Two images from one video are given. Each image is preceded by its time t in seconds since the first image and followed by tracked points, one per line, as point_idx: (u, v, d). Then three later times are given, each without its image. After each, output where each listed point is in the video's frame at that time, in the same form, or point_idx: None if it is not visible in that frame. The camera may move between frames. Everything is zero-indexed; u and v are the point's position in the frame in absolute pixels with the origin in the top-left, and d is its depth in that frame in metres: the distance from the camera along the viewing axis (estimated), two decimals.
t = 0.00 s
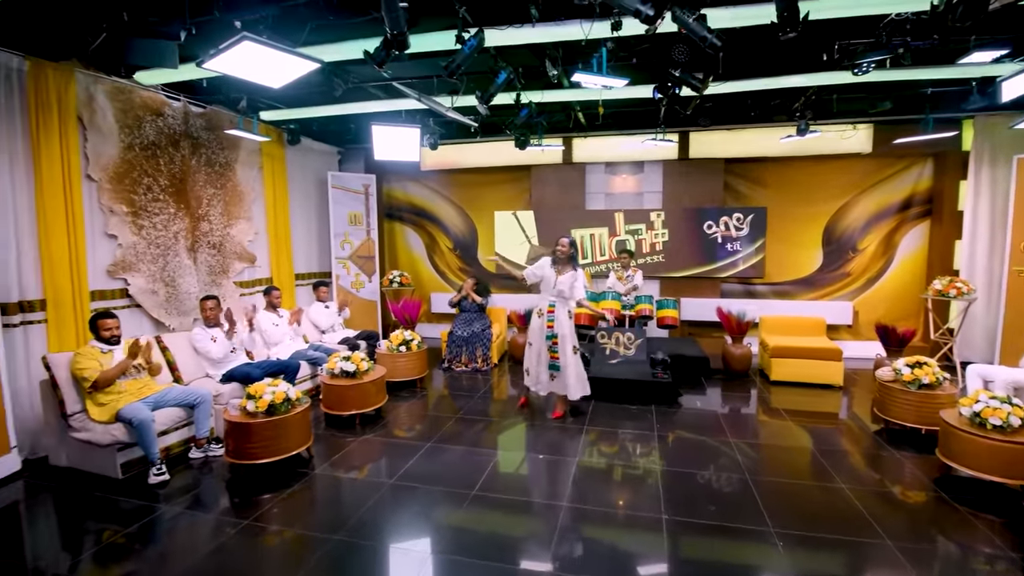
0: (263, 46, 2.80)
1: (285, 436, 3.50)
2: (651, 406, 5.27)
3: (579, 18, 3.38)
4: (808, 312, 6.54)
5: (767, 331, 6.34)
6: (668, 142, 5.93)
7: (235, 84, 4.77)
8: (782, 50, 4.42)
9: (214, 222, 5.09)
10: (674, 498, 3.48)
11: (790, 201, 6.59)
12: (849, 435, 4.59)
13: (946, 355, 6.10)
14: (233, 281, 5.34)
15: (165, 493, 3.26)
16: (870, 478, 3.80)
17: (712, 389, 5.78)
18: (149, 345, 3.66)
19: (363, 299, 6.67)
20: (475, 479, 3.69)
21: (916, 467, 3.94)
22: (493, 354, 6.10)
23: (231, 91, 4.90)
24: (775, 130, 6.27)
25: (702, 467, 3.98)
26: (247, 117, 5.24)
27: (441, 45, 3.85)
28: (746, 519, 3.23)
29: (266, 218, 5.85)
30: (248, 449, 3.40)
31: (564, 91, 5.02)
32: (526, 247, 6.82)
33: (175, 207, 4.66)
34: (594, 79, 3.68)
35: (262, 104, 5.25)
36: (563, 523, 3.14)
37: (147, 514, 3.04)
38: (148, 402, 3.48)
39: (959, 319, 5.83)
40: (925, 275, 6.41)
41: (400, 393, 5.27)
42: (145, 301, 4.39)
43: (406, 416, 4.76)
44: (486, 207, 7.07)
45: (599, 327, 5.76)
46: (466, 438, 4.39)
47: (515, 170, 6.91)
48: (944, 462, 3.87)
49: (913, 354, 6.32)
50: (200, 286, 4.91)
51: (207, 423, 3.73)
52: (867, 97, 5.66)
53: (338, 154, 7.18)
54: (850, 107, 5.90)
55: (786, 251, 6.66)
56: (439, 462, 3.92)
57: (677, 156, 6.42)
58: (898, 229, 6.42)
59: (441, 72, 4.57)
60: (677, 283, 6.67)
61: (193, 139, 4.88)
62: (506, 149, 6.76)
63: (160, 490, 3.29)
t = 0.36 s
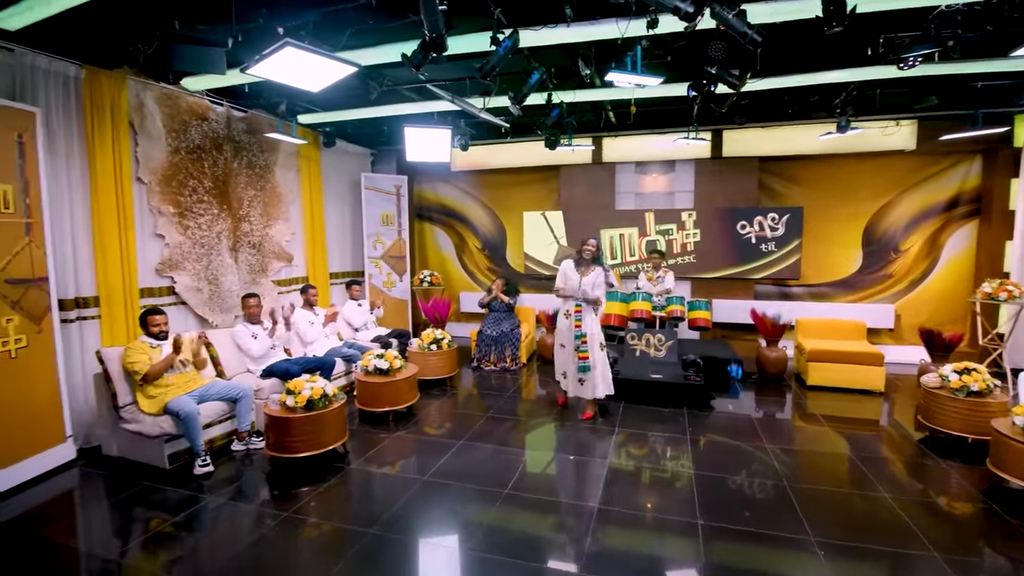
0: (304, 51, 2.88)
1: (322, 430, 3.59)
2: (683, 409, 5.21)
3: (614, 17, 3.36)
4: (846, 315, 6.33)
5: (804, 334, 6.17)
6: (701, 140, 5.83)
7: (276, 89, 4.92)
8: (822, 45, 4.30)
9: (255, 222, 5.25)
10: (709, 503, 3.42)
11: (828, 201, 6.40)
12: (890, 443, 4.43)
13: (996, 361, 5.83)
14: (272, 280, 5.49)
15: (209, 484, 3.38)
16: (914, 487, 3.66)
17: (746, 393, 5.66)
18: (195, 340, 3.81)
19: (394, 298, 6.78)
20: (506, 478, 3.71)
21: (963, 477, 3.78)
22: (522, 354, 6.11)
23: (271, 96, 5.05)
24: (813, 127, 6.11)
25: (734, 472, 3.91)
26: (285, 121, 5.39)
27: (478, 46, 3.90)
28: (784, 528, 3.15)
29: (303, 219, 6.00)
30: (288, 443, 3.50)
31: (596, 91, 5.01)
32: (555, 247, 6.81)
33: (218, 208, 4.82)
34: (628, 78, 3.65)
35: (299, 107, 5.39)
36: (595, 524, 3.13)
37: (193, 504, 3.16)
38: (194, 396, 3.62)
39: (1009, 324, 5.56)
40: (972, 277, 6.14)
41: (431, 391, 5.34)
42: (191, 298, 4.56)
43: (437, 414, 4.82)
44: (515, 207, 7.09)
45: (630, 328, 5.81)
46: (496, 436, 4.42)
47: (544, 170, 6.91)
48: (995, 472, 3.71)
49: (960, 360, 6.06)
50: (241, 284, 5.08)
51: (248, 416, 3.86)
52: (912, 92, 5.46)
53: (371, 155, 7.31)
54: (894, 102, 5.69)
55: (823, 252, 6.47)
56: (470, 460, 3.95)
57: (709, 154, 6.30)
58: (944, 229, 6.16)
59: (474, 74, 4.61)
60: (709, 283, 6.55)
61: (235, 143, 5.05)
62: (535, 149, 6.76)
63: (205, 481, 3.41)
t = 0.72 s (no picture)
0: (334, 54, 2.93)
1: (347, 427, 3.65)
2: (705, 411, 5.16)
3: (639, 15, 3.35)
4: (875, 318, 6.18)
5: (830, 337, 6.04)
6: (725, 140, 5.75)
7: (305, 91, 5.00)
8: (853, 40, 4.21)
9: (281, 222, 5.35)
10: (734, 508, 3.38)
11: (856, 201, 6.25)
12: (920, 450, 4.32)
13: None
14: (297, 278, 5.59)
15: (237, 478, 3.46)
16: (945, 495, 3.57)
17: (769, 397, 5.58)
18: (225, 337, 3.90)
19: (416, 297, 6.84)
20: (527, 477, 3.72)
21: (998, 486, 3.67)
22: (542, 354, 6.11)
23: (299, 98, 5.15)
24: (841, 126, 5.97)
25: (757, 476, 3.85)
26: (312, 122, 5.49)
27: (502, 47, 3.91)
28: (811, 534, 3.09)
29: (327, 219, 6.09)
30: (313, 439, 3.56)
31: (619, 91, 5.00)
32: (575, 247, 6.79)
33: (247, 208, 4.93)
34: (654, 77, 3.63)
35: (326, 109, 5.48)
36: (615, 526, 3.12)
37: (221, 497, 3.24)
38: (224, 391, 3.71)
39: None
40: (1008, 280, 5.94)
41: (451, 389, 5.38)
42: (220, 295, 4.67)
43: (457, 413, 4.85)
44: (535, 207, 7.09)
45: (650, 329, 5.73)
46: (515, 436, 4.44)
47: (565, 170, 6.90)
48: None
49: (994, 365, 5.87)
50: (268, 283, 5.18)
51: (275, 412, 3.94)
52: (946, 89, 5.31)
53: (394, 156, 7.38)
54: (926, 100, 5.54)
55: (851, 253, 6.33)
56: (490, 458, 3.99)
57: (733, 154, 6.21)
58: (979, 231, 5.98)
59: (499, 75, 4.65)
60: (732, 285, 6.45)
61: (264, 144, 5.15)
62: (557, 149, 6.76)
63: (233, 475, 3.49)
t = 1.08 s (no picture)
0: (334, 54, 2.93)
1: (347, 426, 3.66)
2: (706, 411, 5.16)
3: (640, 14, 3.34)
4: (875, 317, 6.18)
5: (831, 336, 6.04)
6: (725, 139, 5.74)
7: (307, 91, 5.00)
8: (854, 38, 4.20)
9: (282, 222, 5.35)
10: (736, 507, 3.38)
11: (857, 200, 6.25)
12: (919, 449, 4.32)
13: None
14: (298, 278, 5.58)
15: (237, 478, 3.46)
16: (945, 494, 3.58)
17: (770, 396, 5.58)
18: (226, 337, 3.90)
19: (416, 297, 6.84)
20: (528, 477, 3.72)
21: (998, 485, 3.68)
22: (542, 353, 6.10)
23: (299, 97, 5.16)
24: (842, 125, 5.96)
25: (756, 476, 3.85)
26: (313, 122, 5.50)
27: (502, 46, 3.89)
28: (813, 534, 3.09)
29: (328, 219, 6.08)
30: (313, 438, 3.57)
31: (621, 90, 5.01)
32: (576, 247, 6.78)
33: (248, 207, 4.93)
34: (655, 76, 3.62)
35: (326, 108, 5.47)
36: (615, 525, 3.13)
37: (222, 497, 3.24)
38: (225, 391, 3.71)
39: None
40: (1009, 280, 5.94)
41: (452, 389, 5.37)
42: (221, 295, 4.67)
43: (458, 412, 4.85)
44: (536, 206, 7.09)
45: (651, 329, 5.71)
46: (515, 435, 4.43)
47: (566, 169, 6.90)
48: None
49: (995, 365, 5.88)
50: (269, 282, 5.18)
51: (275, 412, 3.94)
52: (947, 88, 5.30)
53: (394, 156, 7.38)
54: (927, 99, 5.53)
55: (852, 252, 6.32)
56: (491, 458, 3.99)
57: (734, 153, 6.20)
58: (979, 230, 5.98)
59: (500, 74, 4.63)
60: (733, 284, 6.45)
61: (265, 144, 5.15)
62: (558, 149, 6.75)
63: (233, 475, 3.50)
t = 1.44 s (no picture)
0: (317, 51, 2.89)
1: (332, 428, 3.63)
2: (691, 408, 5.20)
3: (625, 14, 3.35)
4: (857, 314, 6.28)
5: (814, 333, 6.12)
6: (711, 139, 5.78)
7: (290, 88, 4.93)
8: (835, 38, 4.27)
9: (266, 221, 5.28)
10: (720, 503, 3.42)
11: (839, 199, 6.33)
12: (899, 444, 4.40)
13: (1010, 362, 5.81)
14: (282, 278, 5.52)
15: (219, 481, 3.42)
16: (924, 487, 3.66)
17: (755, 393, 5.66)
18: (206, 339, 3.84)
19: (403, 297, 6.80)
20: (515, 476, 3.72)
21: (976, 477, 3.76)
22: (530, 352, 6.10)
23: (282, 95, 5.08)
24: (826, 125, 6.03)
25: (741, 472, 3.89)
26: (297, 120, 5.43)
27: (486, 45, 3.88)
28: (796, 528, 3.13)
29: (313, 218, 6.02)
30: (297, 441, 3.53)
31: (608, 90, 5.03)
32: (563, 246, 6.79)
33: (230, 206, 4.86)
34: (640, 75, 3.63)
35: (311, 106, 5.40)
36: (601, 522, 3.14)
37: (204, 500, 3.19)
38: (206, 393, 3.66)
39: None
40: (986, 277, 6.07)
41: (439, 389, 5.36)
42: (203, 296, 4.61)
43: (445, 412, 4.84)
44: (524, 206, 7.08)
45: (637, 328, 5.80)
46: (503, 435, 4.43)
47: (553, 168, 6.90)
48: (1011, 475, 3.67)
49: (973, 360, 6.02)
50: (252, 282, 5.12)
51: (259, 413, 3.90)
52: (926, 88, 5.40)
53: (380, 155, 7.32)
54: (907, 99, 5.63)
55: (835, 251, 6.41)
56: (477, 457, 3.98)
57: (720, 153, 6.24)
58: (957, 228, 6.10)
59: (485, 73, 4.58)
60: (719, 283, 6.50)
61: (247, 142, 5.08)
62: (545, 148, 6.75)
63: (215, 478, 3.45)
